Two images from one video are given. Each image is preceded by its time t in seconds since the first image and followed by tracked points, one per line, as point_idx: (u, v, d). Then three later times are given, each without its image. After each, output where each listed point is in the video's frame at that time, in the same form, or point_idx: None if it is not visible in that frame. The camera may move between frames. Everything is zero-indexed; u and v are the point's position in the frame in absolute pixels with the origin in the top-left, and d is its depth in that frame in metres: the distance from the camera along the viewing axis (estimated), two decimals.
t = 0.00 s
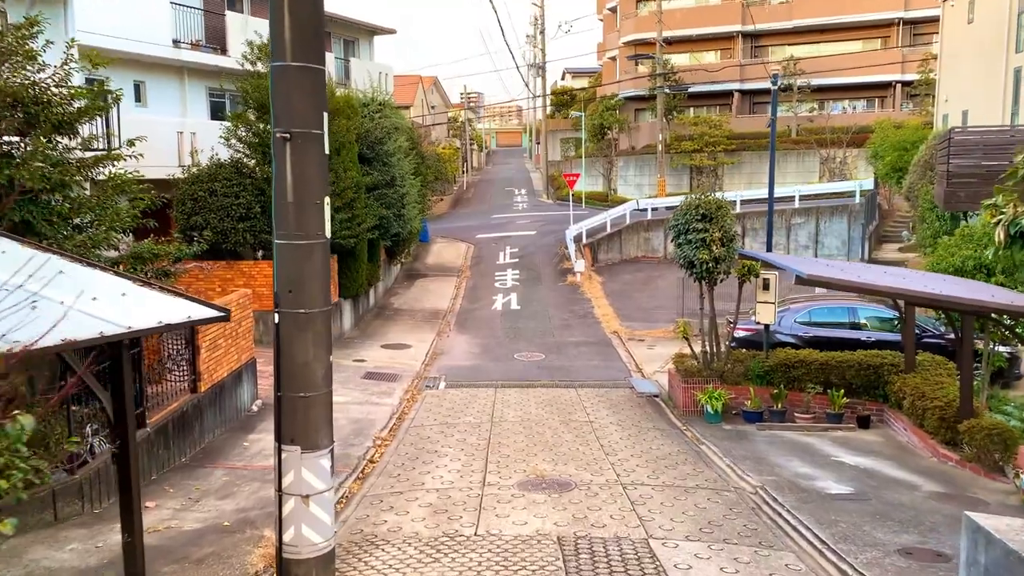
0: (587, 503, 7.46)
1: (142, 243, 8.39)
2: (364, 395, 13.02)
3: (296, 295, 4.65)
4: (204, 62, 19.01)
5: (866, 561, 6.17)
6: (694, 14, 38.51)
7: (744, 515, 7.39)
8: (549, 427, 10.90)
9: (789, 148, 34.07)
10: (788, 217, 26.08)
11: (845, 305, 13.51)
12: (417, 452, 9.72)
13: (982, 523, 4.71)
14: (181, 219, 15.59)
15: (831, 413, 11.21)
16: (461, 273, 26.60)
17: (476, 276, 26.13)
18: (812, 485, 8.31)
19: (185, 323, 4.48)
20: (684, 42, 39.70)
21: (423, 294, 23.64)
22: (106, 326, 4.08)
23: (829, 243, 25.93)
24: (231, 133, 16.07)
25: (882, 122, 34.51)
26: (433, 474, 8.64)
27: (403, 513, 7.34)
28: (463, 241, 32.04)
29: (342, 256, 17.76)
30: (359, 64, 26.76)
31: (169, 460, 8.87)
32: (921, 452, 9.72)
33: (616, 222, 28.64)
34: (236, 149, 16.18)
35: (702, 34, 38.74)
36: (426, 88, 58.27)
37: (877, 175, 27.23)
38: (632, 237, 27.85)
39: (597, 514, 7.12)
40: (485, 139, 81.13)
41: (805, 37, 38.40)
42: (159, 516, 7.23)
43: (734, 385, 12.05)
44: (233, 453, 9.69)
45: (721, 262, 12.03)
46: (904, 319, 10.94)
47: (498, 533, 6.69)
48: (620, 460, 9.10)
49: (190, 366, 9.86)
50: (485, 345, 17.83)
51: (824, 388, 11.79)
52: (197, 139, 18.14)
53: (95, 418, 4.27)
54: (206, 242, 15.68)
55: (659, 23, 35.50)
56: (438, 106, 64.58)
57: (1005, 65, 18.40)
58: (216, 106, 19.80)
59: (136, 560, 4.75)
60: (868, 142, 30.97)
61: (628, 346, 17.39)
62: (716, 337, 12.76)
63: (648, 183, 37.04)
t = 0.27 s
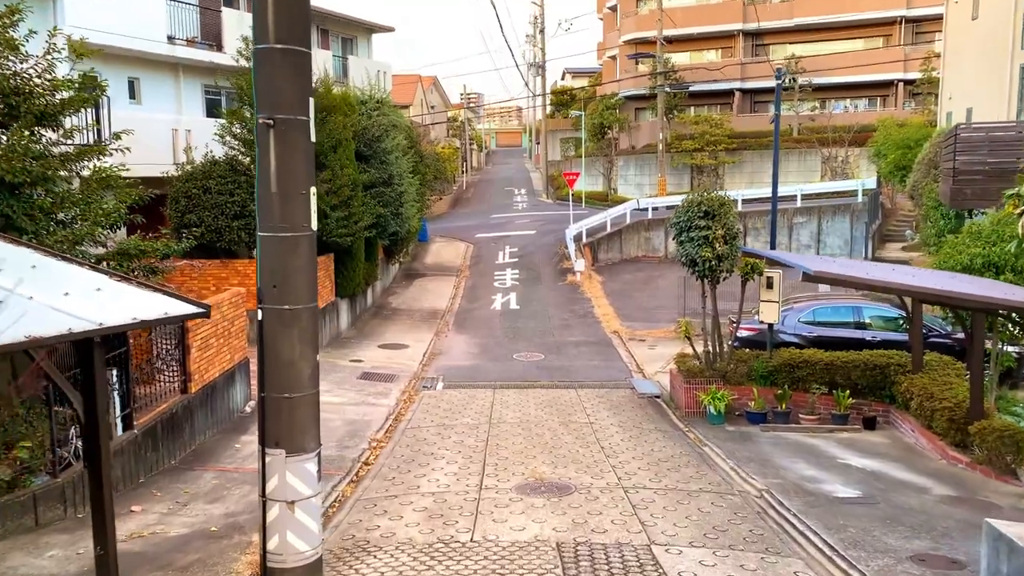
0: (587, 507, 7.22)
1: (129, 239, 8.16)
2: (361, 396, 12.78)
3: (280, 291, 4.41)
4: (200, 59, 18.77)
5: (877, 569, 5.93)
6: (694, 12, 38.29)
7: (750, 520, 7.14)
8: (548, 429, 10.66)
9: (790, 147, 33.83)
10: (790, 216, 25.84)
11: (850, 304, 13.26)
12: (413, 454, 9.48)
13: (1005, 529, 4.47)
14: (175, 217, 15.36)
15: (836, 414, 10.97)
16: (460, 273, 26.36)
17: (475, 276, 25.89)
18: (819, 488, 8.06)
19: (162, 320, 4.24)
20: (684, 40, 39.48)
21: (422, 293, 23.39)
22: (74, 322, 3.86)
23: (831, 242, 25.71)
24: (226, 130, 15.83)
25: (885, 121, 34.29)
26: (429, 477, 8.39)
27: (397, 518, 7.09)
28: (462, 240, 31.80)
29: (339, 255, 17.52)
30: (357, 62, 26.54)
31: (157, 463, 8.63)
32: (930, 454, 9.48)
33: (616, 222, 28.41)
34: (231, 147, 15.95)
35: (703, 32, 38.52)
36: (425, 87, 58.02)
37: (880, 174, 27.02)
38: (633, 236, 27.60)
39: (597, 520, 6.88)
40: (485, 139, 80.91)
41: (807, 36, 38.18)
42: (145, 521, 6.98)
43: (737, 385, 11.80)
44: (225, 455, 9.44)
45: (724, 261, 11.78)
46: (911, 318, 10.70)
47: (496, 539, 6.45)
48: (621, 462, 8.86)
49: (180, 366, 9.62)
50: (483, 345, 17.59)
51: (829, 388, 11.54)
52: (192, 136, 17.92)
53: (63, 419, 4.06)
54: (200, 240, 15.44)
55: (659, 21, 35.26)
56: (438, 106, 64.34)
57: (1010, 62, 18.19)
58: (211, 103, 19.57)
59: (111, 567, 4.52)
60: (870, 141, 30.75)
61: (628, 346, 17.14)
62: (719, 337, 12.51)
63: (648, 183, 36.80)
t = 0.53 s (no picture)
0: (587, 512, 6.99)
1: (117, 235, 7.96)
2: (357, 397, 12.54)
3: (263, 286, 4.18)
4: (195, 56, 18.54)
5: None
6: (695, 11, 38.10)
7: (756, 525, 6.91)
8: (548, 430, 10.42)
9: (791, 146, 33.63)
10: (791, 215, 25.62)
11: (854, 304, 13.03)
12: (409, 457, 9.25)
13: None
14: (169, 215, 15.15)
15: (842, 415, 10.74)
16: (459, 272, 26.12)
17: (474, 275, 25.65)
18: (826, 492, 7.83)
19: (138, 317, 4.02)
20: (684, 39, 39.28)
21: (420, 293, 23.16)
22: (44, 319, 3.63)
23: (833, 242, 25.50)
24: (221, 128, 15.61)
25: (887, 120, 34.10)
26: (424, 480, 8.16)
27: (391, 523, 6.86)
28: (461, 240, 31.57)
29: (336, 254, 17.29)
30: (355, 59, 26.32)
31: (146, 466, 8.39)
32: (938, 456, 9.24)
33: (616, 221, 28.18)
34: (226, 145, 15.72)
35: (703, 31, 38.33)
36: (425, 87, 57.80)
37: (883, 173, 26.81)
38: (633, 235, 27.37)
39: (598, 525, 6.65)
40: (485, 139, 80.70)
41: (808, 34, 37.99)
42: (131, 526, 6.76)
43: (740, 386, 11.57)
44: (216, 457, 9.21)
45: (727, 259, 11.55)
46: (918, 317, 10.47)
47: (493, 546, 6.22)
48: (623, 465, 8.62)
49: (170, 366, 9.39)
50: (482, 345, 17.35)
51: (834, 389, 11.31)
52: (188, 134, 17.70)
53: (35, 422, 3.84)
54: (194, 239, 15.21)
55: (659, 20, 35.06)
56: (437, 106, 64.12)
57: (1015, 58, 18.00)
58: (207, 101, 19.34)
59: None
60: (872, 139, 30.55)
61: (629, 346, 16.90)
62: (722, 336, 12.27)
63: (648, 182, 36.56)
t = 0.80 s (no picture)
0: (591, 517, 6.76)
1: (107, 231, 7.76)
2: (355, 398, 12.32)
3: (252, 282, 3.95)
4: (192, 53, 18.32)
5: None
6: (696, 10, 37.90)
7: (765, 530, 6.68)
8: (550, 432, 10.20)
9: (794, 145, 33.42)
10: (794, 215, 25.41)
11: (861, 303, 12.80)
12: (408, 460, 9.03)
13: None
14: (165, 213, 14.92)
15: (850, 417, 10.51)
16: (460, 272, 25.90)
17: (475, 275, 25.42)
18: (836, 496, 7.61)
19: (118, 316, 3.79)
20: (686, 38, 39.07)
21: (420, 293, 22.95)
22: (16, 318, 3.41)
23: (836, 241, 25.29)
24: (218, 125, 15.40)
25: (890, 118, 33.87)
26: (423, 484, 7.94)
27: (389, 528, 6.64)
28: (462, 240, 31.35)
29: (335, 253, 17.08)
30: (354, 57, 26.10)
31: (137, 469, 8.16)
32: (950, 459, 9.01)
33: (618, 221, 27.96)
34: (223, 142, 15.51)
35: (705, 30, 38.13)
36: (425, 87, 57.61)
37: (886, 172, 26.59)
38: (635, 235, 27.15)
39: (603, 531, 6.42)
40: (485, 139, 80.49)
41: (810, 33, 37.77)
42: (119, 532, 6.54)
43: (746, 387, 11.35)
44: (210, 460, 8.98)
45: (732, 257, 11.34)
46: (928, 316, 10.25)
47: (494, 553, 5.99)
48: (627, 468, 8.39)
49: (163, 367, 9.17)
50: (483, 346, 17.13)
51: (842, 390, 11.09)
52: (184, 132, 17.48)
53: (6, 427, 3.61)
54: (190, 238, 14.99)
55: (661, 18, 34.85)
56: (438, 105, 63.92)
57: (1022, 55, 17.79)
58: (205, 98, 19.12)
59: None
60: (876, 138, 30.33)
61: (631, 347, 16.68)
62: (726, 337, 12.05)
63: (650, 181, 36.34)
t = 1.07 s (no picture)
0: (596, 520, 6.55)
1: (97, 226, 7.56)
2: (354, 397, 12.12)
3: (241, 273, 3.74)
4: (189, 49, 18.10)
5: None
6: (698, 8, 37.71)
7: (776, 534, 6.47)
8: (552, 432, 10.00)
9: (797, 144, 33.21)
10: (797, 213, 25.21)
11: (868, 301, 12.60)
12: (407, 460, 8.82)
13: None
14: (161, 210, 14.65)
15: (859, 417, 10.30)
16: (460, 271, 25.70)
17: (475, 274, 25.21)
18: (847, 499, 7.40)
19: (98, 309, 3.59)
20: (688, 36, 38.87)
21: (420, 292, 22.74)
22: None
23: (840, 240, 25.07)
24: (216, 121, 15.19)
25: (893, 117, 33.65)
26: (423, 485, 7.73)
27: (388, 531, 6.44)
28: (462, 238, 31.15)
29: (334, 251, 16.88)
30: (354, 54, 25.89)
31: (129, 470, 7.96)
32: (963, 460, 8.80)
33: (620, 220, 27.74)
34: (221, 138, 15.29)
35: (707, 28, 37.93)
36: (426, 85, 57.42)
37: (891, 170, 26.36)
38: (637, 233, 26.94)
39: (608, 535, 6.21)
40: (486, 139, 80.30)
41: (813, 31, 37.56)
42: (108, 535, 6.33)
43: (752, 386, 11.13)
44: (205, 461, 8.78)
45: (738, 254, 11.13)
46: (939, 314, 10.04)
47: (496, 558, 5.78)
48: (632, 470, 8.19)
49: (157, 366, 8.97)
50: (483, 345, 16.93)
51: (850, 389, 10.89)
52: (182, 128, 17.26)
53: None
54: (187, 235, 14.78)
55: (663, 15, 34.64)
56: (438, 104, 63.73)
57: None
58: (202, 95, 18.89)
59: None
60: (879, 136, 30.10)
61: (634, 346, 16.47)
62: (731, 335, 11.84)
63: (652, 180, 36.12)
